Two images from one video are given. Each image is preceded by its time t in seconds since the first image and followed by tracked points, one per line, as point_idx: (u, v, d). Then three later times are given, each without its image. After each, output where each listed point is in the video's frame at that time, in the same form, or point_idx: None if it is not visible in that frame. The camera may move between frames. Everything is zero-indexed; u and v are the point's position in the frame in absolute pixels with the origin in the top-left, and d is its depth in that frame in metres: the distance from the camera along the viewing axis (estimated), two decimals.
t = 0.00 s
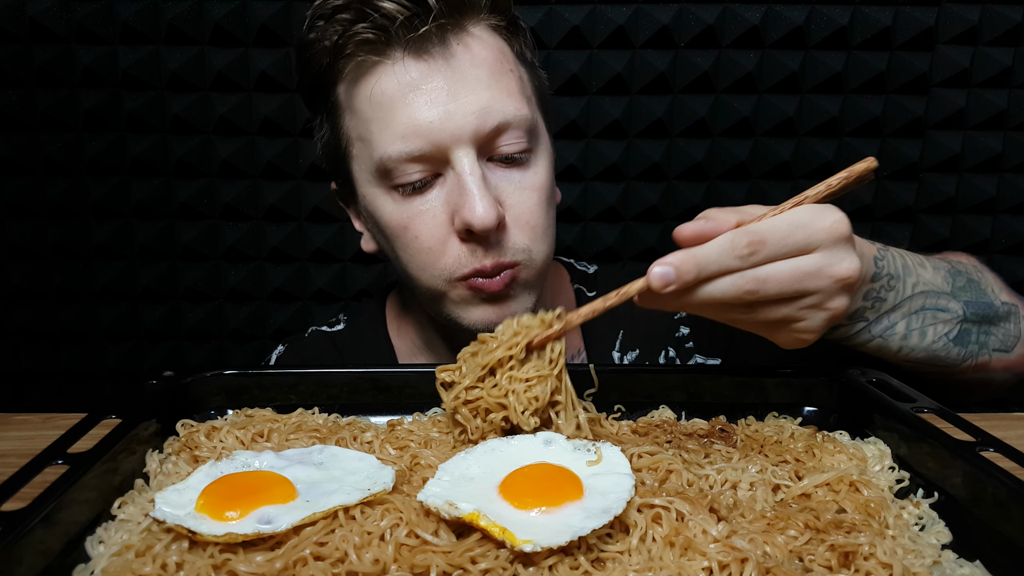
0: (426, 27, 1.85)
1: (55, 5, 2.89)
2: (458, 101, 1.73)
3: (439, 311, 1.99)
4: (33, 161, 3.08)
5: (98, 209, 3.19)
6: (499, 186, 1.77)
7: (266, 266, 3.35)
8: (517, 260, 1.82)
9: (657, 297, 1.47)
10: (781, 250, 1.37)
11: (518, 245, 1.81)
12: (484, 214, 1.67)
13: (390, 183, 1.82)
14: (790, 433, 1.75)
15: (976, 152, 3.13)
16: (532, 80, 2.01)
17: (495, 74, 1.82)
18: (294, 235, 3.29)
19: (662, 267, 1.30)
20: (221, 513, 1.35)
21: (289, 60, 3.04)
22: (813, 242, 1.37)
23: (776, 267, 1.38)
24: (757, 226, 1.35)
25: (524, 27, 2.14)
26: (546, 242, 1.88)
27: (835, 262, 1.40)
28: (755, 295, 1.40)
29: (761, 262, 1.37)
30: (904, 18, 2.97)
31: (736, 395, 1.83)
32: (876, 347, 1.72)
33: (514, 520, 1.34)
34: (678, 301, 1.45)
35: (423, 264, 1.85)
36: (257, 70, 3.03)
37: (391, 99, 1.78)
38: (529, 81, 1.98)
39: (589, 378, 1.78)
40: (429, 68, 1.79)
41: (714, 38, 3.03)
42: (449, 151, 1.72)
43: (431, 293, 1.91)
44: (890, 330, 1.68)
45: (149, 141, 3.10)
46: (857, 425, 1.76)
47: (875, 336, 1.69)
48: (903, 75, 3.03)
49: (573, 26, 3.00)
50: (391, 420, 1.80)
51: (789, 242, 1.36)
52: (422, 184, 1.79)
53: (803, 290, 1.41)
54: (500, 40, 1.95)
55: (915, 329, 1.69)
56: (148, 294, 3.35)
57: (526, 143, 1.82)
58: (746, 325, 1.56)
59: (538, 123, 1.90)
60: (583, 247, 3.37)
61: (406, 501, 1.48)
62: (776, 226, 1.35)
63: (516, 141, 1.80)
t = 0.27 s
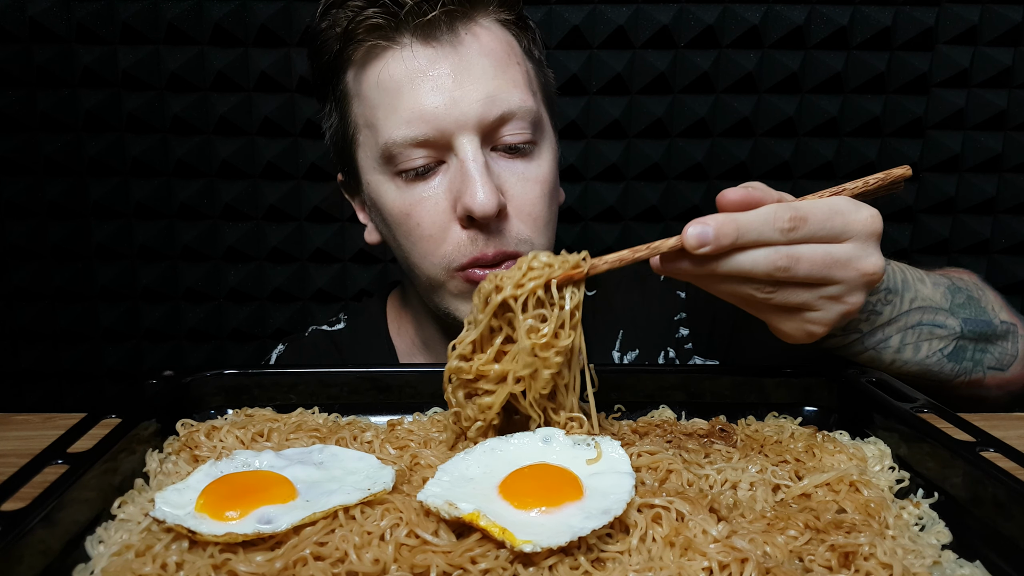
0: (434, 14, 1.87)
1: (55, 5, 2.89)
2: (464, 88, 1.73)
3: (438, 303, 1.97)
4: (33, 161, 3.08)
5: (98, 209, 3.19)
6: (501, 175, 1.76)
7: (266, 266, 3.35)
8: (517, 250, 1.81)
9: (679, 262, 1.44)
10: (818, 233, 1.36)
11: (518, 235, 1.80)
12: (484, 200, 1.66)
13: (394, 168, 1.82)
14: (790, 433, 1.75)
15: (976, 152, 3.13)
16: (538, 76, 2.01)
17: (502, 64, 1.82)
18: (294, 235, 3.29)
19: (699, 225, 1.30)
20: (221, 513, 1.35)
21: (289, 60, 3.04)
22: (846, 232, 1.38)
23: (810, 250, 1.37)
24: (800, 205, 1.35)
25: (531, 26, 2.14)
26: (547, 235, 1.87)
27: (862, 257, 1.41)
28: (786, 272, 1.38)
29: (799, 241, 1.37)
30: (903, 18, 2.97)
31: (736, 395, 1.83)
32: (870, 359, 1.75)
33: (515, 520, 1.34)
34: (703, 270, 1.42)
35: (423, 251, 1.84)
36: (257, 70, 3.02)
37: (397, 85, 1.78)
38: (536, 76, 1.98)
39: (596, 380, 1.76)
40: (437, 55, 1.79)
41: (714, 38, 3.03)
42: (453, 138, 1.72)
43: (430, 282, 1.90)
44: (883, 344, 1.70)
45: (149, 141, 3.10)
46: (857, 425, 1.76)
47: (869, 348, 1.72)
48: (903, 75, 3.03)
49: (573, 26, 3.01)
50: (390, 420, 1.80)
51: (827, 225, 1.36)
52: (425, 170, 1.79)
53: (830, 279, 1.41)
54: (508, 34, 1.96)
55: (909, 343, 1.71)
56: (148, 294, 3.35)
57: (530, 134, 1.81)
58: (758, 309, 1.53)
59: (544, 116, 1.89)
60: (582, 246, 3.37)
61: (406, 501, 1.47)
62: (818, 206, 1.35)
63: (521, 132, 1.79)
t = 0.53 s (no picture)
0: (435, 8, 1.86)
1: (56, 5, 2.89)
2: (468, 83, 1.73)
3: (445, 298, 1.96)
4: (33, 161, 3.08)
5: (98, 209, 3.19)
6: (507, 169, 1.76)
7: (266, 266, 3.35)
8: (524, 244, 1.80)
9: (714, 223, 1.33)
10: (852, 205, 1.30)
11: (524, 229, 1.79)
12: (491, 194, 1.66)
13: (399, 164, 1.81)
14: (790, 433, 1.75)
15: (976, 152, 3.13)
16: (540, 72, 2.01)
17: (505, 60, 1.82)
18: (294, 235, 3.29)
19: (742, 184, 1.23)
20: (221, 513, 1.35)
21: (289, 60, 3.04)
22: (880, 207, 1.32)
23: (841, 222, 1.31)
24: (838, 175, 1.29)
25: (531, 24, 2.15)
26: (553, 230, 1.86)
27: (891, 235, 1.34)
28: (819, 242, 1.31)
29: (832, 212, 1.30)
30: (903, 18, 2.97)
31: (736, 395, 1.83)
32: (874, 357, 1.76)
33: (515, 520, 1.34)
34: (736, 233, 1.32)
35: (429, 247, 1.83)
36: (257, 70, 3.02)
37: (402, 81, 1.78)
38: (538, 72, 1.99)
39: (604, 377, 1.73)
40: (440, 50, 1.79)
41: (714, 38, 3.03)
42: (459, 133, 1.72)
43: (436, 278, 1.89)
44: (889, 342, 1.70)
45: (149, 141, 3.10)
46: (857, 425, 1.76)
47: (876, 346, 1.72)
48: (903, 75, 3.03)
49: (572, 26, 3.00)
50: (390, 420, 1.80)
51: (863, 198, 1.30)
52: (431, 165, 1.79)
53: (858, 253, 1.34)
54: (510, 30, 1.96)
55: (914, 344, 1.71)
56: (148, 294, 3.35)
57: (533, 128, 1.81)
58: (781, 282, 1.44)
59: (547, 112, 1.89)
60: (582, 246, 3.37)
61: (406, 501, 1.48)
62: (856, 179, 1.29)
63: (525, 126, 1.79)
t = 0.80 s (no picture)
0: (478, 36, 1.83)
1: (56, 5, 2.89)
2: (505, 112, 1.75)
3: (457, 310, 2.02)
4: (32, 161, 3.08)
5: (98, 209, 3.19)
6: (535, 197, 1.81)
7: (266, 266, 3.35)
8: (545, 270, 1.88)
9: (759, 167, 1.35)
10: (893, 153, 1.32)
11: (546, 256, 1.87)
12: (523, 227, 1.72)
13: (427, 184, 1.83)
14: (790, 433, 1.75)
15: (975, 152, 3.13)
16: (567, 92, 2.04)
17: (538, 86, 1.84)
18: (294, 235, 3.29)
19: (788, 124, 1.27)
20: (221, 513, 1.34)
21: (289, 60, 3.04)
22: (920, 159, 1.34)
23: (883, 170, 1.32)
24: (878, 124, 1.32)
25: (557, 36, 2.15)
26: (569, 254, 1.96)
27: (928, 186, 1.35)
28: (862, 188, 1.32)
29: (874, 159, 1.32)
30: (903, 18, 2.97)
31: (736, 395, 1.83)
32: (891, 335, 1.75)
33: (514, 520, 1.34)
34: (780, 177, 1.33)
35: (452, 267, 1.88)
36: (257, 70, 3.02)
37: (436, 103, 1.78)
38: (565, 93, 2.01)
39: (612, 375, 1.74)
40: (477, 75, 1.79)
41: (714, 38, 3.03)
42: (492, 161, 1.75)
43: (454, 294, 1.94)
44: (910, 321, 1.70)
45: (148, 141, 3.10)
46: (857, 425, 1.76)
47: (897, 324, 1.71)
48: (903, 75, 3.03)
49: (572, 27, 3.01)
50: (391, 420, 1.80)
51: (904, 146, 1.32)
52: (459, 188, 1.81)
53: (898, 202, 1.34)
54: (543, 51, 1.95)
55: (932, 325, 1.72)
56: (148, 294, 3.35)
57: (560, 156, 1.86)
58: (818, 233, 1.43)
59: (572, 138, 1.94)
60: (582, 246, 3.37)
61: (406, 501, 1.48)
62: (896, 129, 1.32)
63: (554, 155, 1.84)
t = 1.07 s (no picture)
0: (510, 51, 1.80)
1: (56, 6, 2.90)
2: (533, 132, 1.74)
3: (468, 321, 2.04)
4: (32, 161, 3.08)
5: (98, 209, 3.19)
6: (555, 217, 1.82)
7: (266, 266, 3.35)
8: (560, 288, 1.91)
9: (758, 169, 1.35)
10: (893, 151, 1.32)
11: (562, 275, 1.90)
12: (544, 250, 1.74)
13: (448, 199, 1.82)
14: (790, 433, 1.75)
15: (975, 152, 3.14)
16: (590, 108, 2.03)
17: (566, 105, 1.83)
18: (294, 235, 3.29)
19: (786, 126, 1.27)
20: (221, 513, 1.35)
21: (289, 60, 3.04)
22: (922, 157, 1.34)
23: (884, 169, 1.32)
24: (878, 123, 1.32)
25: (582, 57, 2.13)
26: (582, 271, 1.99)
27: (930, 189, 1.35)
28: (862, 188, 1.32)
29: (875, 157, 1.32)
30: (904, 18, 2.97)
31: (736, 395, 1.83)
32: (897, 336, 1.75)
33: (515, 520, 1.34)
34: (780, 179, 1.33)
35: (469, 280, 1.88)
36: (257, 70, 3.02)
37: (465, 119, 1.76)
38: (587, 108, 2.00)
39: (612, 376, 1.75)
40: (507, 92, 1.76)
41: (714, 38, 3.03)
42: (517, 181, 1.75)
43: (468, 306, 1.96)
44: (915, 320, 1.70)
45: (148, 141, 3.10)
46: (857, 425, 1.76)
47: (903, 325, 1.71)
48: (903, 75, 3.03)
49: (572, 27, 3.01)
50: (391, 420, 1.80)
51: (904, 145, 1.32)
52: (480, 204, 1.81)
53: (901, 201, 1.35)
54: (570, 68, 1.94)
55: (938, 325, 1.72)
56: (148, 294, 3.35)
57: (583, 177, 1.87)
58: (819, 234, 1.43)
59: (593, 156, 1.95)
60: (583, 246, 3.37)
61: (406, 501, 1.48)
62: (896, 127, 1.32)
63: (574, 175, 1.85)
